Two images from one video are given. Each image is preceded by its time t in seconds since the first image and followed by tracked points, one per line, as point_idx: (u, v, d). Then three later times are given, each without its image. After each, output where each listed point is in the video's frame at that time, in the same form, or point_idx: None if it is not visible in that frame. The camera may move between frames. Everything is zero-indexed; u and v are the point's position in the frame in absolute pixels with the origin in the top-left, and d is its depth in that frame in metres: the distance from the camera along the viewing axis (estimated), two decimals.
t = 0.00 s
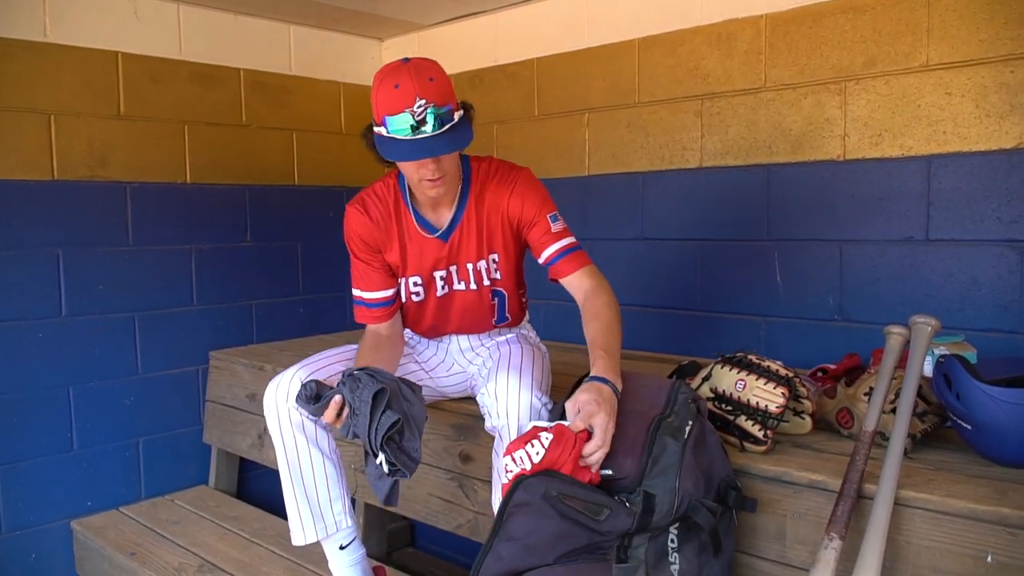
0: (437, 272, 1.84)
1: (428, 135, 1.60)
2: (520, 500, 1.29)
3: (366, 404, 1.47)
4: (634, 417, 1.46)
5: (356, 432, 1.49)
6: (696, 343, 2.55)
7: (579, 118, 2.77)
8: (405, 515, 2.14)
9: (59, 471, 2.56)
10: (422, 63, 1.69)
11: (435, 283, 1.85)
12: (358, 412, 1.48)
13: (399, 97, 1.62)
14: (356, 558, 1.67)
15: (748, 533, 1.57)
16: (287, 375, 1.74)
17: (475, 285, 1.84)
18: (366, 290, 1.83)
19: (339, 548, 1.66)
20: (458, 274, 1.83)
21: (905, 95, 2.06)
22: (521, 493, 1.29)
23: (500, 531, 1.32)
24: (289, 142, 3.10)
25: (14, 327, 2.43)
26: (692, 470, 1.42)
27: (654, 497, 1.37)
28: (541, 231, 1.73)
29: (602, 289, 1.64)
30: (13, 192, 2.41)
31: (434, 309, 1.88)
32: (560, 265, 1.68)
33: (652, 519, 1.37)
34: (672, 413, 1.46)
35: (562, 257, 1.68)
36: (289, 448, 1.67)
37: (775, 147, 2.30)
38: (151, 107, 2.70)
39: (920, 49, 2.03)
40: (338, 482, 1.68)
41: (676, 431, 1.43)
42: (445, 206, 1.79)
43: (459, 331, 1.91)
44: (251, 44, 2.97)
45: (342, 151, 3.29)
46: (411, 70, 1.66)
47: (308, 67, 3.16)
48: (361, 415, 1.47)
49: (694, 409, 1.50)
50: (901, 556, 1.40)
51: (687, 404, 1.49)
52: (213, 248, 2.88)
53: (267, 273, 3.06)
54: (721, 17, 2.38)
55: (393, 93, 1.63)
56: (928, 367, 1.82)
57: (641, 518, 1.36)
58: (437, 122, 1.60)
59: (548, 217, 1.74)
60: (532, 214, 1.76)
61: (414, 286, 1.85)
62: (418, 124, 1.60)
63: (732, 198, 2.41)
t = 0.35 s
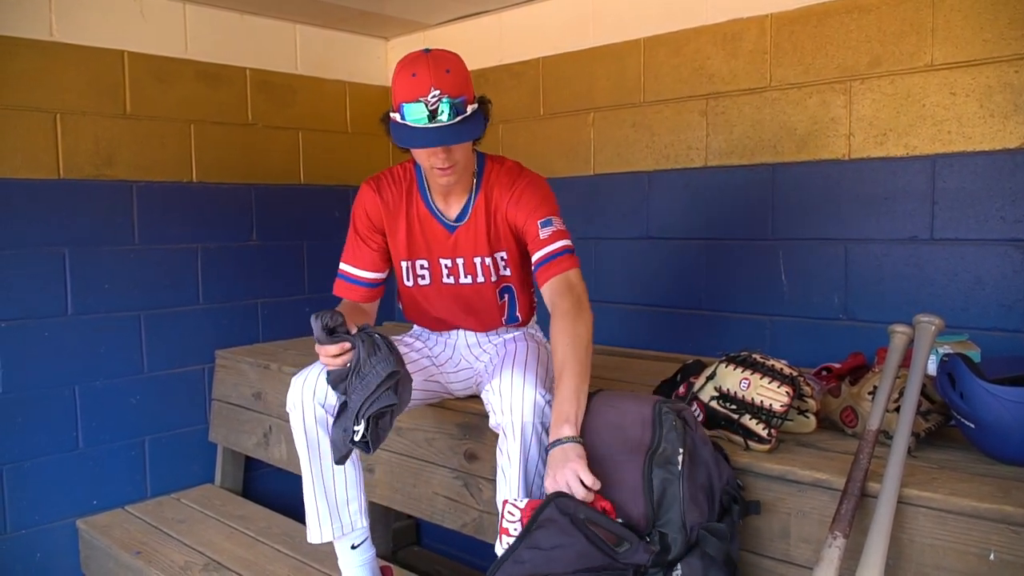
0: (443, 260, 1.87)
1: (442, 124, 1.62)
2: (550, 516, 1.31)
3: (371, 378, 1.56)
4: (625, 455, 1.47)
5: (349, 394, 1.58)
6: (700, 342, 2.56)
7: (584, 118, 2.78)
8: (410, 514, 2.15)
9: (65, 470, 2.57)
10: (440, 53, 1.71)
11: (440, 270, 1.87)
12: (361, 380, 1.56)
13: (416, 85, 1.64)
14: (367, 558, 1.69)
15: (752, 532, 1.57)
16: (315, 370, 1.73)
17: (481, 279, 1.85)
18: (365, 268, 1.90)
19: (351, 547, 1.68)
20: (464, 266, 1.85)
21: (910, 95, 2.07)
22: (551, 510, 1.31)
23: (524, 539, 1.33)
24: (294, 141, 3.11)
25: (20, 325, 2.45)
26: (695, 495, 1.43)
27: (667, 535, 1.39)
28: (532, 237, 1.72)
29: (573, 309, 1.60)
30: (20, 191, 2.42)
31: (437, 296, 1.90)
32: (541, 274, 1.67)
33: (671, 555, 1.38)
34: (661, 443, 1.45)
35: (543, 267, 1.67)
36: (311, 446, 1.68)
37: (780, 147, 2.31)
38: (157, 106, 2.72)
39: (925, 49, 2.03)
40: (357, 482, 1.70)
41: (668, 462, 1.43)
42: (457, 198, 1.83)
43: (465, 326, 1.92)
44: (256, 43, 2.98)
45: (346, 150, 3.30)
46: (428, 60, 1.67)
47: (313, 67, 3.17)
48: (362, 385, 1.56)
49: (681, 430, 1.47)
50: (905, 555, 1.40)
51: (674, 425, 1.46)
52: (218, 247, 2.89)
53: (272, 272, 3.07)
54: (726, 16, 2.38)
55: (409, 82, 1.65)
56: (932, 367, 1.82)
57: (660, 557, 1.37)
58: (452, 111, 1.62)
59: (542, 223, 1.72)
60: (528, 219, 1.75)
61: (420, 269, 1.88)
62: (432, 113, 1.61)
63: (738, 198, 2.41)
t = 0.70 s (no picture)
0: (430, 273, 1.85)
1: (412, 152, 1.59)
2: None
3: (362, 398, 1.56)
4: (626, 460, 1.49)
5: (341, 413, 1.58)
6: (702, 341, 2.56)
7: (586, 117, 2.78)
8: (411, 513, 2.15)
9: (67, 468, 2.57)
10: (410, 76, 1.66)
11: (429, 283, 1.87)
12: (353, 400, 1.56)
13: (384, 113, 1.60)
14: (367, 557, 1.69)
15: (753, 532, 1.57)
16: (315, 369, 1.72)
17: (469, 293, 1.84)
18: (355, 278, 1.90)
19: (351, 547, 1.68)
20: (451, 281, 1.84)
21: (912, 94, 2.06)
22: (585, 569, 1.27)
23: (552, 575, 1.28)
24: (296, 140, 3.11)
25: (21, 324, 2.45)
26: (696, 500, 1.44)
27: (670, 542, 1.40)
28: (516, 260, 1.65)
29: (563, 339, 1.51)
30: (21, 190, 2.42)
31: (428, 307, 1.91)
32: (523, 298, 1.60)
33: (675, 564, 1.39)
34: (661, 450, 1.46)
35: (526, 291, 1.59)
36: (311, 445, 1.68)
37: (782, 146, 2.30)
38: (158, 104, 2.72)
39: (927, 47, 2.03)
40: (357, 481, 1.69)
41: (669, 469, 1.45)
42: (442, 213, 1.79)
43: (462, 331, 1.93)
44: (258, 42, 2.98)
45: (348, 149, 3.29)
46: (397, 85, 1.63)
47: (315, 65, 3.16)
48: (354, 405, 1.56)
49: (680, 436, 1.48)
50: (906, 555, 1.40)
51: (675, 431, 1.47)
52: (220, 246, 2.89)
53: (274, 271, 3.07)
54: (728, 15, 2.38)
55: (377, 109, 1.61)
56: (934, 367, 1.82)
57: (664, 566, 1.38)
58: (422, 139, 1.59)
59: (526, 248, 1.65)
60: (512, 241, 1.68)
61: (409, 280, 1.89)
62: (402, 140, 1.58)
63: (739, 197, 2.41)
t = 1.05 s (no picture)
0: (423, 271, 1.86)
1: (410, 156, 1.60)
2: None
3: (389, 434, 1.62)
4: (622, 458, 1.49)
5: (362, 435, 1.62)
6: (697, 340, 2.56)
7: (582, 115, 2.78)
8: (406, 512, 2.15)
9: (61, 468, 2.57)
10: (407, 78, 1.65)
11: (421, 280, 1.88)
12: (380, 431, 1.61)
13: (381, 117, 1.61)
14: (360, 556, 1.70)
15: (747, 530, 1.57)
16: (301, 368, 1.72)
17: (462, 292, 1.84)
18: (349, 273, 1.90)
19: (343, 546, 1.68)
20: (444, 278, 1.85)
21: (906, 92, 2.06)
22: None
23: None
24: (290, 139, 3.11)
25: (15, 323, 2.44)
26: (692, 497, 1.43)
27: (665, 540, 1.40)
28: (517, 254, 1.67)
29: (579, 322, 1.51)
30: (15, 188, 2.41)
31: (420, 304, 1.92)
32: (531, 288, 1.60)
33: (669, 561, 1.38)
34: (656, 447, 1.47)
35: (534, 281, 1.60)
36: (300, 445, 1.68)
37: (777, 144, 2.30)
38: (153, 102, 2.71)
39: (922, 46, 2.03)
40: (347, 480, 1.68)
41: (664, 466, 1.45)
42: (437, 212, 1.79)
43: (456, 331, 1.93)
44: (252, 40, 2.97)
45: (343, 148, 3.29)
46: (395, 88, 1.63)
47: (310, 63, 3.16)
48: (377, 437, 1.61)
49: (675, 433, 1.48)
50: (900, 552, 1.40)
51: (670, 429, 1.48)
52: (215, 245, 2.89)
53: (269, 270, 3.06)
54: (723, 13, 2.38)
55: (375, 113, 1.61)
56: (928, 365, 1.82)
57: (659, 563, 1.38)
58: (420, 144, 1.59)
59: (526, 240, 1.66)
60: (513, 234, 1.70)
61: (402, 277, 1.90)
62: (400, 144, 1.59)
63: (734, 195, 2.41)
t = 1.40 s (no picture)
0: (444, 274, 1.81)
1: (426, 147, 1.57)
2: None
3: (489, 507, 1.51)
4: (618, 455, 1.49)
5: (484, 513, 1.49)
6: (692, 338, 2.56)
7: (577, 113, 2.77)
8: (401, 510, 2.15)
9: (55, 466, 2.56)
10: (419, 72, 1.64)
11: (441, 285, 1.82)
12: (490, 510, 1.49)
13: (397, 109, 1.59)
14: (354, 552, 1.69)
15: (742, 528, 1.58)
16: (290, 367, 1.75)
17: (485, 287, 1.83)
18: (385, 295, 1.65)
19: (336, 543, 1.67)
20: (462, 277, 1.82)
21: (901, 91, 2.07)
22: None
23: None
24: (285, 136, 3.10)
25: (9, 321, 2.43)
26: (687, 495, 1.44)
27: (660, 537, 1.39)
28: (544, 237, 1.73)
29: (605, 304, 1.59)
30: (8, 186, 2.40)
31: (437, 312, 1.86)
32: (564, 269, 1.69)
33: (664, 558, 1.38)
34: (652, 444, 1.46)
35: (567, 260, 1.68)
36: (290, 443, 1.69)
37: (773, 142, 2.31)
38: (147, 100, 2.70)
39: (916, 45, 2.03)
40: (338, 477, 1.69)
41: (659, 464, 1.45)
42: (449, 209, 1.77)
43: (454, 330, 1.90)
44: (247, 37, 2.96)
45: (338, 146, 3.28)
46: (410, 82, 1.62)
47: (305, 61, 3.15)
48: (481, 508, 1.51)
49: (671, 431, 1.49)
50: (894, 550, 1.40)
51: (665, 427, 1.48)
52: (210, 243, 2.88)
53: (264, 267, 3.05)
54: (718, 12, 2.38)
55: (391, 106, 1.60)
56: (922, 363, 1.83)
57: (654, 559, 1.37)
58: (434, 135, 1.57)
59: (553, 220, 1.73)
60: (539, 216, 1.74)
61: (420, 287, 1.82)
62: (415, 136, 1.56)
63: (729, 193, 2.41)
